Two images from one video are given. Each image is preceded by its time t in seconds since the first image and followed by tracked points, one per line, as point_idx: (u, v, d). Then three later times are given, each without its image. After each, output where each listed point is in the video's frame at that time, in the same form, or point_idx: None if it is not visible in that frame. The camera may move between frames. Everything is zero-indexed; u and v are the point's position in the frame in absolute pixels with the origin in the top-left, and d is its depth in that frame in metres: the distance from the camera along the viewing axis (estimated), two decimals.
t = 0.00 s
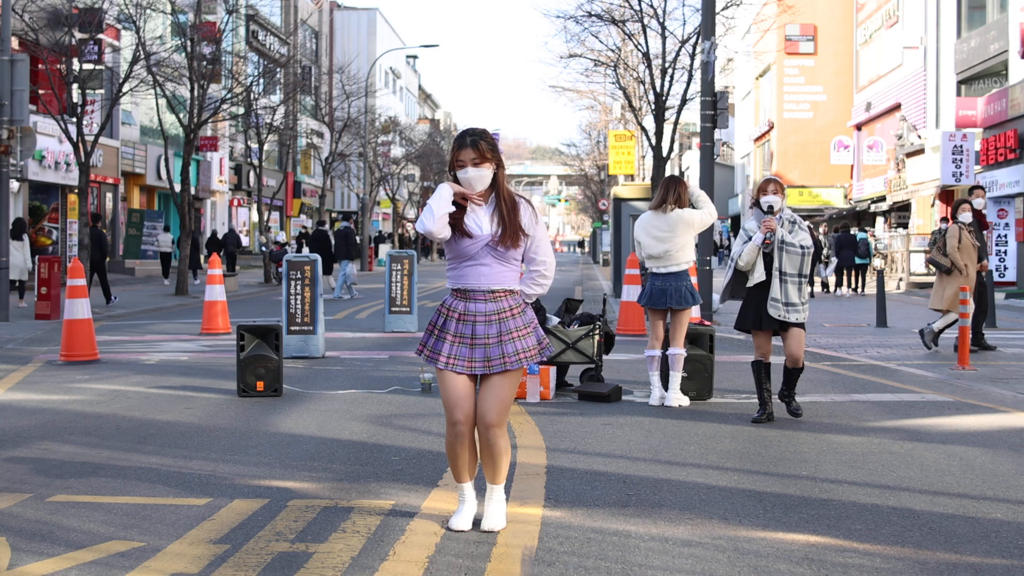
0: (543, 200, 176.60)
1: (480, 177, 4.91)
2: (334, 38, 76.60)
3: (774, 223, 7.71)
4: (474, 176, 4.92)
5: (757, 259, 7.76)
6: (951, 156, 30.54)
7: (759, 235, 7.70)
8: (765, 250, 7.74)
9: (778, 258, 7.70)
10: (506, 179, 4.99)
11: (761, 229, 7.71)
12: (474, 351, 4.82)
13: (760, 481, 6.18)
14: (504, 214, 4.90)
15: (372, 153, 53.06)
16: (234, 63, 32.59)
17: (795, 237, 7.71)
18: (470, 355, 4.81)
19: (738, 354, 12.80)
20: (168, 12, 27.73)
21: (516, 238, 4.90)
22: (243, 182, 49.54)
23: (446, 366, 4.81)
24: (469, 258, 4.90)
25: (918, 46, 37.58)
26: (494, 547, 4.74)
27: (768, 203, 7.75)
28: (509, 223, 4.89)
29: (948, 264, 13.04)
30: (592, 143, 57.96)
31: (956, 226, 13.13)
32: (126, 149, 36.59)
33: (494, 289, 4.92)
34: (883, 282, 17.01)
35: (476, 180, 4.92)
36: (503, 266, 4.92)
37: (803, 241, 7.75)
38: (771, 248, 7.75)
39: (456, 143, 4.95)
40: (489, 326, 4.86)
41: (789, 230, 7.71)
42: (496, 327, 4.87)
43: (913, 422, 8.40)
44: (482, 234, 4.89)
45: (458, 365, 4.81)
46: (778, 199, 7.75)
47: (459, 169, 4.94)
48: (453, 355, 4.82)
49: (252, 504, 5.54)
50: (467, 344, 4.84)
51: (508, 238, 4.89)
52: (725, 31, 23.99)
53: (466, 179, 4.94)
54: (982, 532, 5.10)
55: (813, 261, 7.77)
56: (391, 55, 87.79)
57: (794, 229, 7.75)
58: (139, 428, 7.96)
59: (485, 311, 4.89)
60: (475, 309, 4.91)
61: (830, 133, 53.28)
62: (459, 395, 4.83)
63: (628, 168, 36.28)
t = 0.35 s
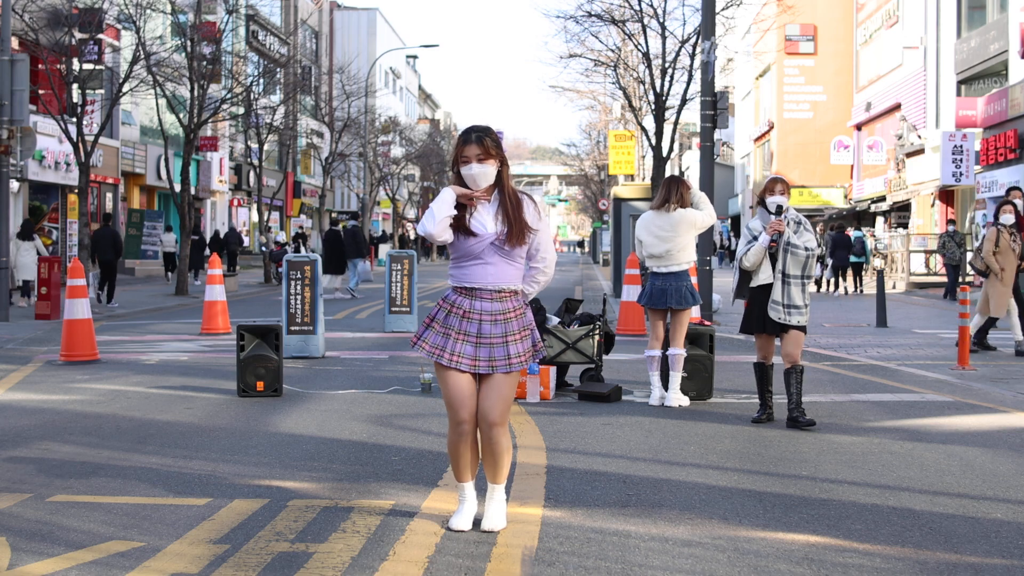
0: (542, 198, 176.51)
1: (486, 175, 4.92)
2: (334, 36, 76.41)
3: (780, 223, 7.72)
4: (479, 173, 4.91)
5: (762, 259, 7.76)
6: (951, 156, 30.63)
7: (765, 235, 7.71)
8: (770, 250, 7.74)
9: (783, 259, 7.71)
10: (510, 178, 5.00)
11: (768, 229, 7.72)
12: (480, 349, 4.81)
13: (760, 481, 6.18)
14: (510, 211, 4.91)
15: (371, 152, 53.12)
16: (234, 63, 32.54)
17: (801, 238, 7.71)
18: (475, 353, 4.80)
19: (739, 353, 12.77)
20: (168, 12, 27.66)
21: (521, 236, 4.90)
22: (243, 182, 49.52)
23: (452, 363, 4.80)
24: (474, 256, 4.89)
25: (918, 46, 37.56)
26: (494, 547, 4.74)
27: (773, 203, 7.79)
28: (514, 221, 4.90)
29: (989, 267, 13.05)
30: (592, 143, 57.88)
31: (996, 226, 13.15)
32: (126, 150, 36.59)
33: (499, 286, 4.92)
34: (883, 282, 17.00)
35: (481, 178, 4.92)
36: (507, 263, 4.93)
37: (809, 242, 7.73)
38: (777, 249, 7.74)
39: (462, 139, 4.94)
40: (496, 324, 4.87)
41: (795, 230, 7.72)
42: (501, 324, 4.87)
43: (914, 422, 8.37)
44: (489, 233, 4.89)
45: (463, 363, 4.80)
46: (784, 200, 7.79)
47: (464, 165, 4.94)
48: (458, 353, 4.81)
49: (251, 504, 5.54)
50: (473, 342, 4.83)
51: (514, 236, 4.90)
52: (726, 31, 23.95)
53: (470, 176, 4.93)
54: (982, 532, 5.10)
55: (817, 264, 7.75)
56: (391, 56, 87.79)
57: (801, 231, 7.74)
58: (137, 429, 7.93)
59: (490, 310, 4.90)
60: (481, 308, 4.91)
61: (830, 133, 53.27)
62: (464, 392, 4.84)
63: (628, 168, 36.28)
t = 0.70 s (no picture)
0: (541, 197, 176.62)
1: (479, 167, 4.92)
2: (333, 36, 76.38)
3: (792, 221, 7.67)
4: (479, 165, 4.92)
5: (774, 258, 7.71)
6: (951, 156, 30.71)
7: (776, 234, 7.66)
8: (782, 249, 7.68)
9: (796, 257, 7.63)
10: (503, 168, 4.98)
11: (780, 228, 7.66)
12: (473, 342, 4.82)
13: (760, 481, 6.18)
14: (497, 200, 4.88)
15: (371, 152, 53.14)
16: (234, 64, 32.55)
17: (812, 236, 7.62)
18: (469, 347, 4.82)
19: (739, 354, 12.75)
20: (169, 12, 27.70)
21: (509, 224, 4.88)
22: (243, 182, 49.52)
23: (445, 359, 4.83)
24: (463, 249, 4.90)
25: (918, 46, 37.57)
26: (494, 547, 4.74)
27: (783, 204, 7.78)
28: (503, 210, 4.88)
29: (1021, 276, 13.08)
30: (592, 143, 57.92)
31: None
32: (126, 150, 36.59)
33: (491, 277, 4.90)
34: (883, 282, 16.99)
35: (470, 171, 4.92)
36: (498, 253, 4.90)
37: (821, 240, 7.64)
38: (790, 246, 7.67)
39: (463, 131, 4.97)
40: (488, 314, 4.84)
41: (806, 228, 7.64)
42: (494, 315, 4.84)
43: (913, 422, 8.37)
44: (474, 227, 4.88)
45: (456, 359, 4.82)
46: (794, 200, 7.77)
47: (463, 158, 4.96)
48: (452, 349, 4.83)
49: (251, 504, 5.54)
50: (466, 337, 4.84)
51: (502, 227, 4.87)
52: (726, 31, 23.94)
53: (470, 169, 4.94)
54: (981, 532, 5.11)
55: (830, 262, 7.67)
56: (391, 55, 87.89)
57: (813, 228, 7.66)
58: (137, 429, 7.92)
59: (482, 301, 4.87)
60: (469, 299, 4.91)
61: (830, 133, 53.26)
62: (461, 389, 4.85)
63: (628, 168, 36.28)
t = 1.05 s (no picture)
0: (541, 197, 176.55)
1: (483, 153, 4.83)
2: (334, 36, 76.40)
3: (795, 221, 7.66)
4: (476, 152, 4.83)
5: (775, 259, 7.68)
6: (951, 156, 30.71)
7: (780, 234, 7.61)
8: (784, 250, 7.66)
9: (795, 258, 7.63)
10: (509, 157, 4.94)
11: (782, 229, 7.61)
12: (480, 330, 4.81)
13: (760, 481, 6.18)
14: (505, 191, 4.87)
15: (372, 152, 53.13)
16: (234, 64, 32.56)
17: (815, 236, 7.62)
18: (475, 335, 4.81)
19: (739, 354, 12.75)
20: (168, 12, 27.72)
21: (515, 215, 4.86)
22: (243, 182, 49.52)
23: (450, 345, 4.80)
24: (467, 237, 4.87)
25: (918, 46, 37.57)
26: (494, 547, 4.74)
27: (784, 202, 7.72)
28: (509, 201, 4.87)
29: None
30: (592, 143, 57.91)
31: None
32: (126, 150, 36.60)
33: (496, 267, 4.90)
34: (882, 282, 16.98)
35: (475, 156, 4.85)
36: (502, 243, 4.89)
37: (822, 241, 7.66)
38: (793, 248, 7.63)
39: (460, 119, 4.90)
40: (493, 305, 4.86)
41: (810, 227, 7.63)
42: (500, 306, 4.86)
43: (914, 423, 8.36)
44: (487, 215, 4.86)
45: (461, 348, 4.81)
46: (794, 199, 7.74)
47: (459, 145, 4.87)
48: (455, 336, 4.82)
49: (251, 504, 5.54)
50: (472, 325, 4.83)
51: (509, 218, 4.87)
52: (725, 31, 23.95)
53: (466, 155, 4.85)
54: (981, 532, 5.10)
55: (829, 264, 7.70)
56: (391, 55, 87.92)
57: (814, 228, 7.66)
58: (137, 429, 7.92)
59: (488, 290, 4.88)
60: (477, 288, 4.89)
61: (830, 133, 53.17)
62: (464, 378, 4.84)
63: (628, 168, 36.28)
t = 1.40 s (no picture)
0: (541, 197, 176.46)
1: (469, 148, 4.86)
2: (334, 36, 76.36)
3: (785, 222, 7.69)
4: (462, 147, 4.84)
5: (769, 261, 7.67)
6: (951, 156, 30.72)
7: (772, 235, 7.63)
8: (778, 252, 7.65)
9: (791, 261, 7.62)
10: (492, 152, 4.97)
11: (775, 231, 7.65)
12: (476, 321, 4.79)
13: (760, 481, 6.18)
14: (494, 183, 4.89)
15: (372, 152, 53.12)
16: (234, 64, 32.55)
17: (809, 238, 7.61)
18: (472, 326, 4.78)
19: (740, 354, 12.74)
20: (169, 12, 27.70)
21: (503, 206, 4.88)
22: (243, 182, 49.52)
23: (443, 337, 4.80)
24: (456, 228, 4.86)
25: (918, 46, 37.56)
26: (494, 547, 4.74)
27: (774, 206, 7.80)
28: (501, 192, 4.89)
29: None
30: (592, 143, 57.91)
31: None
32: (126, 150, 36.60)
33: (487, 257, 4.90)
34: (883, 283, 16.97)
35: (464, 151, 4.86)
36: (494, 234, 4.93)
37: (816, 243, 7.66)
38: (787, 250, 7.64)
39: (441, 116, 4.90)
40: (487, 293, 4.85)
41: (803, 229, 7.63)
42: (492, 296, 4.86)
43: (915, 423, 8.35)
44: (476, 209, 4.86)
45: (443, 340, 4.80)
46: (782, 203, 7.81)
47: (445, 141, 4.87)
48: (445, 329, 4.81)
49: (252, 504, 5.54)
50: (466, 317, 4.80)
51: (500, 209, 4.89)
52: (726, 31, 23.93)
53: (453, 151, 4.86)
54: (981, 532, 5.11)
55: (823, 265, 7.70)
56: (391, 55, 87.91)
57: (807, 230, 7.66)
58: (137, 429, 7.92)
59: (481, 283, 4.87)
60: (469, 281, 4.87)
61: (830, 133, 53.11)
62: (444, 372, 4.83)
63: (628, 168, 36.28)
